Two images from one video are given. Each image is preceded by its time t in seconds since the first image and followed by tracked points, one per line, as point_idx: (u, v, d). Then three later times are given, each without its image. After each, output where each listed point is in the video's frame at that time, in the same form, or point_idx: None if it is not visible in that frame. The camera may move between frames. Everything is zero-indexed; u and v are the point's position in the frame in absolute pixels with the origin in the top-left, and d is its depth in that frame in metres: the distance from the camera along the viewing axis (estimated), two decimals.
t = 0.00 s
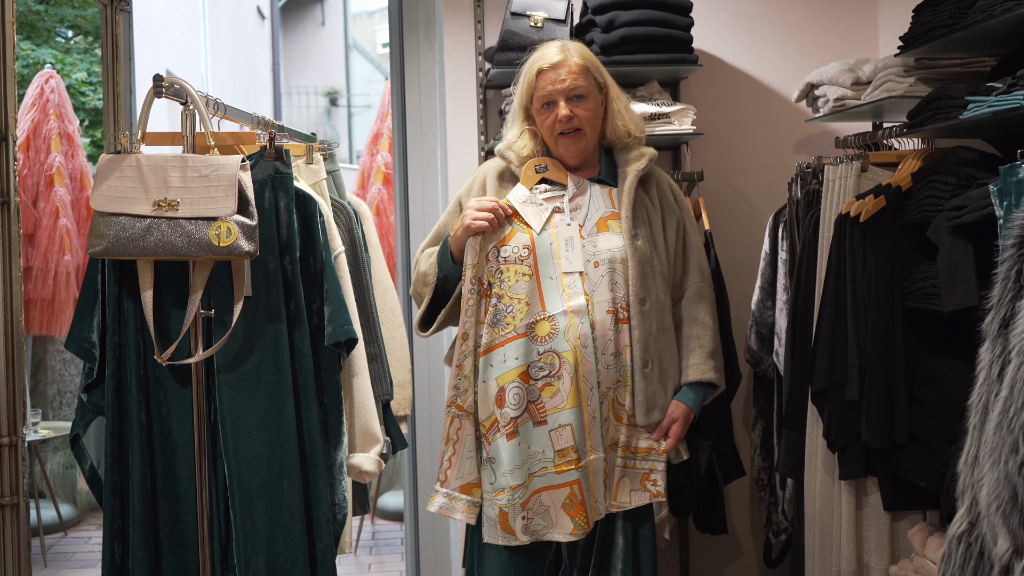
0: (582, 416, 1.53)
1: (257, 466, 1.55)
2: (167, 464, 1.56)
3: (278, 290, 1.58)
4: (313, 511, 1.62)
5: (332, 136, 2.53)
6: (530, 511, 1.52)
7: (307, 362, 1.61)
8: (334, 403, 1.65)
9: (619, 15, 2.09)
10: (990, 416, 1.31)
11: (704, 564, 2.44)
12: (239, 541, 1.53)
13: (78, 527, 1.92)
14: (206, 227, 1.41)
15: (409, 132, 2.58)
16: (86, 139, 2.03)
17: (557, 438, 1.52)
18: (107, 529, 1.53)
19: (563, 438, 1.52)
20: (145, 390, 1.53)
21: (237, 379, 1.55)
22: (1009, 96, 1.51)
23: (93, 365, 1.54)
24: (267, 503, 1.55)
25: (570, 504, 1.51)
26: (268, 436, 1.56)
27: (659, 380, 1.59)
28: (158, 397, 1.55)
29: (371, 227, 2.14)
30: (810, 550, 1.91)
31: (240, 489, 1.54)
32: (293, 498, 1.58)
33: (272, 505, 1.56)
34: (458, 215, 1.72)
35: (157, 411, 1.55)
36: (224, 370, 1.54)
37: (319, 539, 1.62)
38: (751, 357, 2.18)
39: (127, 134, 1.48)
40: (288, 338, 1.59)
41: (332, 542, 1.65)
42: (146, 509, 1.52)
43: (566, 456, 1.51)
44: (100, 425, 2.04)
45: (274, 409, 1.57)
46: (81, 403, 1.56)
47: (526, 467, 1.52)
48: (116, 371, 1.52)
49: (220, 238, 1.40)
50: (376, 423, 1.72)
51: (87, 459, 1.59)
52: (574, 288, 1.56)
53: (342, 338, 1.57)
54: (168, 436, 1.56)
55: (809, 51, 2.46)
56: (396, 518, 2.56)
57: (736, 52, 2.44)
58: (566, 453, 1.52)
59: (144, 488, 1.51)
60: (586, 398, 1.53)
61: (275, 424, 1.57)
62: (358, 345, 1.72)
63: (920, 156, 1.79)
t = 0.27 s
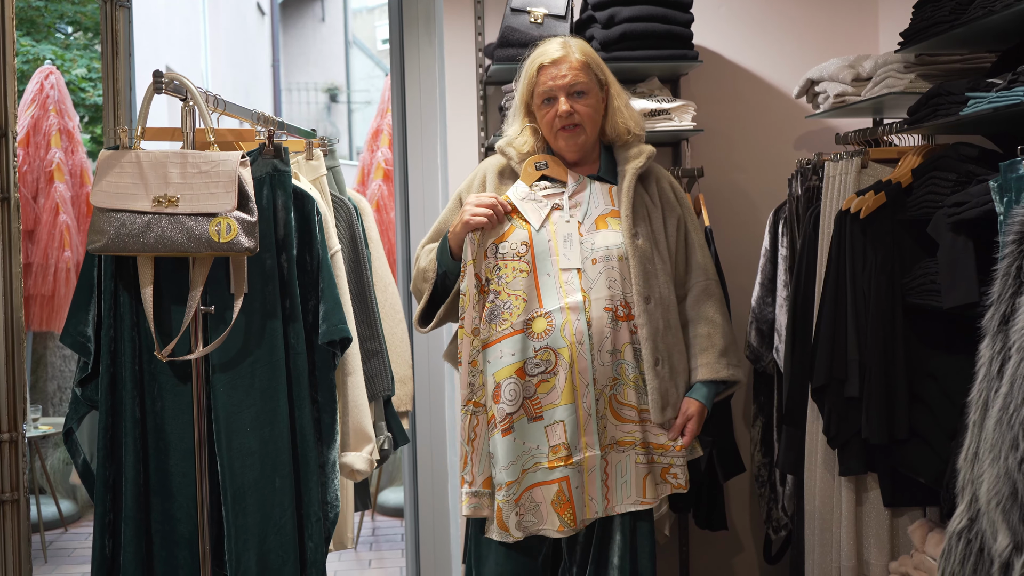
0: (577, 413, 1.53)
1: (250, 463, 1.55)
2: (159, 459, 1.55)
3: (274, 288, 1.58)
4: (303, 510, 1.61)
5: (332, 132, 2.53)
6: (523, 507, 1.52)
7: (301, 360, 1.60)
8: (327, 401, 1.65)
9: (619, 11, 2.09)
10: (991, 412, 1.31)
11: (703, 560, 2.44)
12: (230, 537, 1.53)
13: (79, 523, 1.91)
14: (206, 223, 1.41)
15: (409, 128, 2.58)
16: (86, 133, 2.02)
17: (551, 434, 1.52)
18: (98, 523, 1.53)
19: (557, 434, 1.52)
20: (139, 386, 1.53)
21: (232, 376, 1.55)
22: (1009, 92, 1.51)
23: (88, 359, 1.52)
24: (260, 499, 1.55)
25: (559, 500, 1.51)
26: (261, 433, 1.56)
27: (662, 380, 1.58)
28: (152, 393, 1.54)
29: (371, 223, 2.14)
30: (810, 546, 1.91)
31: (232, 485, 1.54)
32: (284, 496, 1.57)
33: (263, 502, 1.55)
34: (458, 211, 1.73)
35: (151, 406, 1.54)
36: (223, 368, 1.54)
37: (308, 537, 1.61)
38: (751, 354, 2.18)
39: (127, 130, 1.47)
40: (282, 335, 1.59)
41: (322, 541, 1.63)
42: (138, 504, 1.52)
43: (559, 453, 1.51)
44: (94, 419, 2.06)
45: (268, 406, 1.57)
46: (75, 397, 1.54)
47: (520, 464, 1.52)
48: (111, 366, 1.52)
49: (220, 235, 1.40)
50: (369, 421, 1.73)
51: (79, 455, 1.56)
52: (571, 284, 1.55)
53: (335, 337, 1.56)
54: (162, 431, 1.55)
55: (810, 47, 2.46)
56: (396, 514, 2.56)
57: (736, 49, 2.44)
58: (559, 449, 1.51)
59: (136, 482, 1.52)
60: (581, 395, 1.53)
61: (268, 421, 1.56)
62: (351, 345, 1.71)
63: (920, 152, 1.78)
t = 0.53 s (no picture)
0: (574, 410, 1.53)
1: (245, 460, 1.55)
2: (154, 456, 1.56)
3: (271, 286, 1.58)
4: (296, 508, 1.61)
5: (332, 129, 2.54)
6: (520, 502, 1.53)
7: (297, 358, 1.60)
8: (324, 400, 1.64)
9: (619, 8, 2.09)
10: (991, 411, 1.31)
11: (704, 558, 2.45)
12: (223, 535, 1.53)
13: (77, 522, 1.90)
14: (206, 221, 1.41)
15: (409, 125, 2.58)
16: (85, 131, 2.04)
17: (548, 432, 1.52)
18: (91, 519, 1.52)
19: (553, 431, 1.52)
20: (135, 383, 1.54)
21: (229, 376, 1.55)
22: (1011, 90, 1.51)
23: (85, 355, 1.52)
24: (255, 497, 1.55)
25: (556, 498, 1.51)
26: (257, 431, 1.56)
27: (657, 379, 1.58)
28: (148, 389, 1.55)
29: (372, 221, 2.14)
30: (811, 544, 1.91)
31: (226, 483, 1.54)
32: (278, 494, 1.57)
33: (257, 500, 1.55)
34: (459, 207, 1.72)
35: (146, 403, 1.55)
36: (221, 366, 1.55)
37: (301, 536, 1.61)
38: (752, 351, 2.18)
39: (127, 127, 1.47)
40: (279, 335, 1.59)
41: (315, 541, 1.63)
42: (131, 501, 1.52)
43: (555, 450, 1.51)
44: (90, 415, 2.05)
45: (264, 404, 1.57)
46: (71, 392, 1.55)
47: (516, 459, 1.53)
48: (107, 362, 1.53)
49: (220, 232, 1.40)
50: (366, 421, 1.72)
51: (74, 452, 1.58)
52: (570, 282, 1.55)
53: (334, 336, 1.56)
54: (157, 428, 1.55)
55: (812, 45, 2.46)
56: (397, 511, 2.56)
57: (738, 47, 2.44)
58: (556, 446, 1.52)
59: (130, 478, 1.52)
60: (579, 392, 1.53)
61: (264, 420, 1.56)
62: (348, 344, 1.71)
63: (920, 150, 1.78)
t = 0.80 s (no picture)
0: (575, 409, 1.53)
1: (247, 458, 1.55)
2: (155, 455, 1.55)
3: (272, 285, 1.58)
4: (299, 505, 1.61)
5: (333, 127, 2.54)
6: (519, 501, 1.53)
7: (298, 355, 1.60)
8: (326, 396, 1.65)
9: (620, 6, 2.09)
10: (991, 408, 1.31)
11: (704, 556, 2.45)
12: (228, 532, 1.53)
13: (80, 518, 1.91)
14: (206, 218, 1.41)
15: (409, 122, 2.56)
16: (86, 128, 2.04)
17: (548, 430, 1.52)
18: (95, 516, 1.53)
19: (553, 430, 1.52)
20: (136, 381, 1.54)
21: (232, 373, 1.55)
22: (1012, 87, 1.51)
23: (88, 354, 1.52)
24: (258, 494, 1.55)
25: (554, 497, 1.50)
26: (259, 428, 1.56)
27: (655, 377, 1.58)
28: (150, 387, 1.55)
29: (373, 218, 2.14)
30: (811, 542, 1.91)
31: (230, 480, 1.54)
32: (281, 491, 1.57)
33: (262, 497, 1.56)
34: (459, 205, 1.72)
35: (148, 400, 1.55)
36: (224, 364, 1.55)
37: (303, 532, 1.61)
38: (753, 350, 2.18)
39: (128, 124, 1.47)
40: (280, 333, 1.59)
41: (318, 536, 1.63)
42: (133, 499, 1.52)
43: (555, 449, 1.51)
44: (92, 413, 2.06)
45: (267, 402, 1.57)
46: (74, 391, 1.54)
47: (516, 457, 1.53)
48: (108, 360, 1.53)
49: (220, 230, 1.40)
50: (368, 418, 1.73)
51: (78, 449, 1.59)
52: (571, 280, 1.55)
53: (337, 333, 1.57)
54: (159, 425, 1.55)
55: (813, 43, 2.46)
56: (397, 508, 2.58)
57: (738, 45, 2.44)
58: (555, 445, 1.51)
59: (132, 475, 1.52)
60: (579, 391, 1.53)
61: (266, 417, 1.56)
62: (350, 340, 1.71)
63: (921, 148, 1.78)
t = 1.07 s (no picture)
0: (575, 407, 1.53)
1: (254, 454, 1.55)
2: (162, 453, 1.56)
3: (276, 281, 1.58)
4: (307, 501, 1.61)
5: (333, 124, 2.54)
6: (517, 500, 1.53)
7: (303, 351, 1.60)
8: (332, 392, 1.65)
9: (620, 4, 2.10)
10: (991, 406, 1.31)
11: (704, 554, 2.45)
12: (236, 528, 1.53)
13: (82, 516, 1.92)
14: (207, 216, 1.41)
15: (409, 120, 2.56)
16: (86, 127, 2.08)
17: (548, 428, 1.52)
18: (103, 515, 1.53)
19: (554, 428, 1.52)
20: (142, 380, 1.54)
21: (236, 369, 1.55)
22: (1012, 85, 1.51)
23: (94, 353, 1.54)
24: (264, 490, 1.56)
25: (557, 495, 1.51)
26: (265, 425, 1.56)
27: (655, 375, 1.57)
28: (155, 386, 1.55)
29: (373, 216, 2.14)
30: (811, 540, 1.91)
31: (236, 477, 1.54)
32: (289, 487, 1.58)
33: (270, 494, 1.56)
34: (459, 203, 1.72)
35: (153, 398, 1.55)
36: (226, 362, 1.55)
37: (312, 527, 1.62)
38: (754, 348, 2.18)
39: (129, 121, 1.47)
40: (285, 329, 1.59)
41: (326, 531, 1.64)
42: (141, 497, 1.52)
43: (556, 447, 1.51)
44: (100, 411, 2.03)
45: (272, 399, 1.57)
46: (80, 390, 1.57)
47: (516, 456, 1.53)
48: (113, 359, 1.52)
49: (221, 227, 1.40)
50: (373, 413, 1.70)
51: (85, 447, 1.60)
52: (571, 278, 1.55)
53: (339, 329, 1.56)
54: (164, 424, 1.56)
55: (814, 41, 2.46)
56: (397, 507, 2.57)
57: (739, 43, 2.43)
58: (557, 443, 1.51)
59: (139, 473, 1.51)
60: (579, 389, 1.53)
61: (271, 414, 1.57)
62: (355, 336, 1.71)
63: (922, 145, 1.78)
